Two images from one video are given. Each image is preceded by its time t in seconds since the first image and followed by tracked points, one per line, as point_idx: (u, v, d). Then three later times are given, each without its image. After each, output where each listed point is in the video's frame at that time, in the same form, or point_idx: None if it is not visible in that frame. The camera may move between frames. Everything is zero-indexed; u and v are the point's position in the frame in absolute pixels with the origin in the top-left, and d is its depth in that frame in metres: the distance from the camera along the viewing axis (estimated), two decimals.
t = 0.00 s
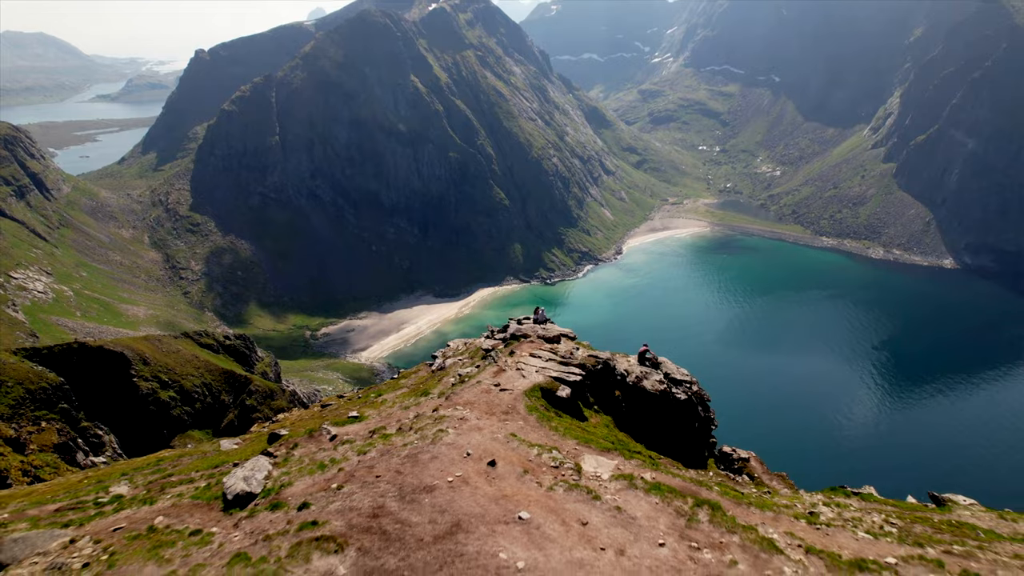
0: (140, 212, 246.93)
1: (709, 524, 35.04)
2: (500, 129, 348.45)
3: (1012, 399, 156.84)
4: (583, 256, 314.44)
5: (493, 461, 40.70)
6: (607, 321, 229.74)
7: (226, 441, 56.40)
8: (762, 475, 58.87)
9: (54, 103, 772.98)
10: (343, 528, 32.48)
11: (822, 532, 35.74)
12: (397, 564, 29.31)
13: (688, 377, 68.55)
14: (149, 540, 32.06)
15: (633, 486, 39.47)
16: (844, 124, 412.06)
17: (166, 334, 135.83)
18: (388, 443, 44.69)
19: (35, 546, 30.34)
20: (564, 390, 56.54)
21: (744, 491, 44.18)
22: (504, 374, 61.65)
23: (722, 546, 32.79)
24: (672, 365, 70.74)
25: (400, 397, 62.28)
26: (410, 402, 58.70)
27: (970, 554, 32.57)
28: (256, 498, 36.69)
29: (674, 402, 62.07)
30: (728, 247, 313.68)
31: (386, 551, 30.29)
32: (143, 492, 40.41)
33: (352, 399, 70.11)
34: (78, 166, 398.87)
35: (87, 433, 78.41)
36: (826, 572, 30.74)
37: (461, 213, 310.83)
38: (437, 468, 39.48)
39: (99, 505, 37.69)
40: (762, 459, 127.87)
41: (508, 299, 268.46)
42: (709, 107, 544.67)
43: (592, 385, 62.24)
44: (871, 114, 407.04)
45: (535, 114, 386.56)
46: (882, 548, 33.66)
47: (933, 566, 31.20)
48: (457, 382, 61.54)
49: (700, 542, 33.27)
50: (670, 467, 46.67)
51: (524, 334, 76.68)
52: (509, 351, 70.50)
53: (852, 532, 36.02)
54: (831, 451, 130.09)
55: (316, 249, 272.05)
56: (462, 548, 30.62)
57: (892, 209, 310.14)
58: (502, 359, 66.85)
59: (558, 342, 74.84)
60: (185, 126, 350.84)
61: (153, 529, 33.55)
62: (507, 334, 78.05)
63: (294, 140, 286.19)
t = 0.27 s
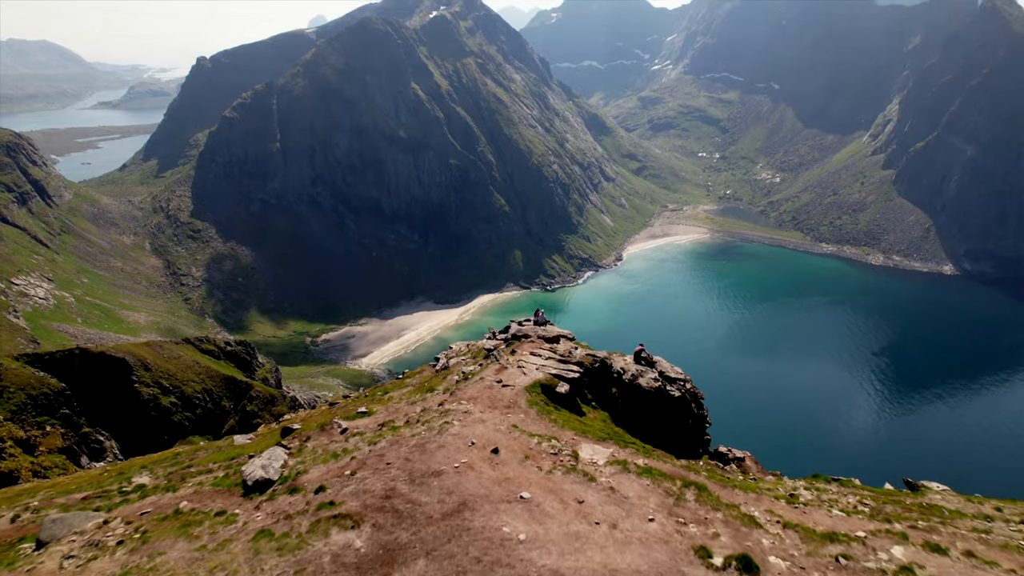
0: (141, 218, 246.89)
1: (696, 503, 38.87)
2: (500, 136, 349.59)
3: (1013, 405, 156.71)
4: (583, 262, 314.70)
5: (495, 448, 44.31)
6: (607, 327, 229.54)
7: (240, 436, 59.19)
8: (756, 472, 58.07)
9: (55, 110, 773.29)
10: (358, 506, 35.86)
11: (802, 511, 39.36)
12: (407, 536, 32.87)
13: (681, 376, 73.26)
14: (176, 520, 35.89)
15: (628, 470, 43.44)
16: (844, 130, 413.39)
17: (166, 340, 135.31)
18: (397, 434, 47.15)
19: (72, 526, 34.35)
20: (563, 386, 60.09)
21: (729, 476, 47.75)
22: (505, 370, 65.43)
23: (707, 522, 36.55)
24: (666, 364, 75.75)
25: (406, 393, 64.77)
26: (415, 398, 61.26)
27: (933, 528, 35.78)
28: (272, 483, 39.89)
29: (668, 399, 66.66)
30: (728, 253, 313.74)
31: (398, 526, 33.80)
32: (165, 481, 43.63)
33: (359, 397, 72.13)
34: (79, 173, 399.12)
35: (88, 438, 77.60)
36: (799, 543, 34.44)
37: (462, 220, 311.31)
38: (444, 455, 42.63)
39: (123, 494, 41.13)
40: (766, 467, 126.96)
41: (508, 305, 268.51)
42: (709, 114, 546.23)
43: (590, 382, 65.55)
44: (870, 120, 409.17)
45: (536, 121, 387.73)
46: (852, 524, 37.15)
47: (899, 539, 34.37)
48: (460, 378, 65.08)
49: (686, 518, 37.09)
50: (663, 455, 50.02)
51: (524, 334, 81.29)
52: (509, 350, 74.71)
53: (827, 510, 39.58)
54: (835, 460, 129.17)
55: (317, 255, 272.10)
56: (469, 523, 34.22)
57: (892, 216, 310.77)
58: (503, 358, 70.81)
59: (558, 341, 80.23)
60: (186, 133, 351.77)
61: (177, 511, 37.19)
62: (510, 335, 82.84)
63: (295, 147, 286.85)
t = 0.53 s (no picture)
0: (142, 224, 246.93)
1: (684, 484, 41.28)
2: (500, 142, 350.72)
3: (1014, 410, 156.87)
4: (583, 268, 314.92)
5: (499, 437, 46.44)
6: (608, 332, 229.47)
7: (252, 432, 60.85)
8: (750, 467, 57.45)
9: (56, 116, 774.80)
10: (371, 489, 38.52)
11: (783, 493, 41.92)
12: (416, 514, 35.46)
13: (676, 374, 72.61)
14: (201, 504, 38.83)
15: (620, 456, 45.73)
16: (844, 136, 415.33)
17: (167, 346, 134.95)
18: (404, 427, 49.22)
19: (104, 509, 37.09)
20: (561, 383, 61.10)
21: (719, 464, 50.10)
22: (506, 368, 66.66)
23: (694, 502, 39.04)
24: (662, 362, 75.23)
25: (412, 390, 65.81)
26: (420, 394, 62.51)
27: (902, 507, 38.35)
28: (287, 472, 42.63)
29: (663, 397, 65.84)
30: (728, 259, 314.14)
31: (410, 506, 36.38)
32: (184, 472, 46.38)
33: (366, 394, 73.06)
34: (79, 179, 399.06)
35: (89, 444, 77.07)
36: (778, 519, 37.08)
37: (462, 226, 311.48)
38: (450, 445, 44.96)
39: (146, 484, 44.05)
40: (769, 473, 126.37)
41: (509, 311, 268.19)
42: (708, 120, 548.30)
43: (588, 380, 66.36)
44: (869, 127, 411.49)
45: (536, 128, 389.11)
46: (826, 503, 39.73)
47: (869, 515, 36.86)
48: (463, 375, 66.14)
49: (676, 497, 39.52)
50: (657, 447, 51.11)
51: (525, 334, 82.11)
52: (510, 349, 75.79)
53: (806, 492, 42.04)
54: (839, 467, 128.12)
55: (318, 261, 272.38)
56: (475, 503, 36.68)
57: (891, 222, 311.63)
58: (503, 356, 71.82)
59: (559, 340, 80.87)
60: (187, 140, 352.51)
61: (201, 496, 40.15)
62: (511, 335, 83.48)
63: (296, 153, 287.50)
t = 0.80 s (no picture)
0: (143, 230, 247.00)
1: (674, 469, 44.92)
2: (500, 148, 351.31)
3: (1014, 415, 156.93)
4: (583, 274, 314.94)
5: (503, 429, 50.01)
6: (608, 338, 229.23)
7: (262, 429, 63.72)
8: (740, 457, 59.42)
9: (57, 121, 776.48)
10: (384, 475, 42.34)
11: (768, 478, 45.18)
12: (426, 496, 39.22)
13: (669, 373, 76.80)
14: (222, 490, 42.62)
15: (615, 445, 49.43)
16: (843, 142, 417.20)
17: (168, 351, 134.59)
18: (412, 421, 52.48)
19: (131, 496, 41.00)
20: (561, 380, 65.20)
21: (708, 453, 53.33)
22: (509, 366, 70.68)
23: (683, 485, 42.49)
24: (657, 362, 79.39)
25: (417, 389, 67.33)
26: (425, 392, 64.90)
27: (876, 490, 41.88)
28: (302, 463, 46.29)
29: (658, 394, 71.17)
30: (728, 265, 314.41)
31: (419, 489, 40.16)
32: (202, 465, 50.00)
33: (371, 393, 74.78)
34: (79, 185, 398.99)
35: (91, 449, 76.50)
36: (761, 501, 40.16)
37: (462, 232, 311.88)
38: (456, 436, 48.34)
39: (167, 475, 47.79)
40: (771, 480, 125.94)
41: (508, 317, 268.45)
42: (708, 126, 549.80)
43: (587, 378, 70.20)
44: (868, 132, 413.53)
45: (535, 133, 390.18)
46: (805, 486, 43.32)
47: (846, 497, 40.24)
48: (469, 373, 69.58)
49: (667, 481, 43.15)
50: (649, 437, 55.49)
51: (525, 334, 85.02)
52: (512, 348, 79.13)
53: (789, 478, 45.28)
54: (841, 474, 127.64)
55: (319, 266, 272.57)
56: (480, 486, 40.50)
57: (891, 227, 312.37)
58: (505, 354, 75.23)
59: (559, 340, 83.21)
60: (188, 146, 353.38)
61: (220, 483, 43.95)
62: (512, 335, 84.86)
63: (296, 159, 288.05)
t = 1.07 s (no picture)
0: (144, 236, 246.84)
1: (666, 458, 47.39)
2: (501, 154, 352.25)
3: (1015, 419, 157.02)
4: (583, 279, 315.18)
5: (505, 423, 52.02)
6: (609, 343, 229.00)
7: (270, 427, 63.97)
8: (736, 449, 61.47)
9: (59, 128, 779.17)
10: (395, 463, 44.24)
11: (753, 466, 47.31)
12: (435, 482, 41.06)
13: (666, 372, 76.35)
14: (242, 479, 43.65)
15: (610, 437, 51.76)
16: (842, 148, 418.91)
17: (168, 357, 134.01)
18: (419, 416, 54.07)
19: (155, 485, 42.05)
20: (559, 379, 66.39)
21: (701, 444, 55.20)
22: (510, 365, 72.11)
23: (674, 471, 44.92)
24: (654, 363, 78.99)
25: (422, 387, 68.73)
26: (431, 390, 65.91)
27: (854, 477, 44.32)
28: (314, 454, 47.65)
29: (654, 393, 70.74)
30: (727, 270, 314.89)
31: (428, 476, 42.10)
32: (217, 459, 50.75)
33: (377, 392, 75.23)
34: (80, 191, 399.24)
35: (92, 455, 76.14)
36: (746, 485, 42.31)
37: (462, 238, 312.14)
38: (461, 429, 50.30)
39: (184, 468, 48.57)
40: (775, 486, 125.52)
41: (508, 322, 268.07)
42: (707, 132, 551.99)
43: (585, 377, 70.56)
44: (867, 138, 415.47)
45: (536, 139, 391.46)
46: (788, 473, 45.54)
47: (826, 483, 42.50)
48: (471, 372, 71.27)
49: (659, 469, 45.39)
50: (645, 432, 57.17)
51: (525, 334, 86.02)
52: (512, 348, 80.50)
53: (773, 466, 47.41)
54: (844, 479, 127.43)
55: (319, 271, 272.46)
56: (485, 473, 42.56)
57: (890, 233, 313.17)
58: (506, 355, 76.73)
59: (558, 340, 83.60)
60: (189, 151, 354.00)
61: (239, 474, 44.86)
62: (512, 335, 86.10)
63: (297, 165, 288.04)
